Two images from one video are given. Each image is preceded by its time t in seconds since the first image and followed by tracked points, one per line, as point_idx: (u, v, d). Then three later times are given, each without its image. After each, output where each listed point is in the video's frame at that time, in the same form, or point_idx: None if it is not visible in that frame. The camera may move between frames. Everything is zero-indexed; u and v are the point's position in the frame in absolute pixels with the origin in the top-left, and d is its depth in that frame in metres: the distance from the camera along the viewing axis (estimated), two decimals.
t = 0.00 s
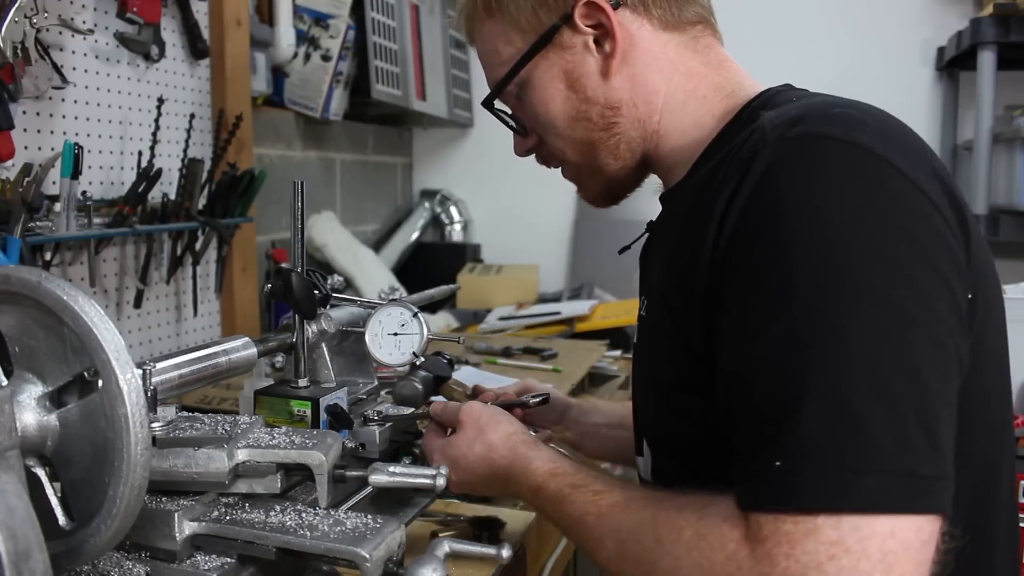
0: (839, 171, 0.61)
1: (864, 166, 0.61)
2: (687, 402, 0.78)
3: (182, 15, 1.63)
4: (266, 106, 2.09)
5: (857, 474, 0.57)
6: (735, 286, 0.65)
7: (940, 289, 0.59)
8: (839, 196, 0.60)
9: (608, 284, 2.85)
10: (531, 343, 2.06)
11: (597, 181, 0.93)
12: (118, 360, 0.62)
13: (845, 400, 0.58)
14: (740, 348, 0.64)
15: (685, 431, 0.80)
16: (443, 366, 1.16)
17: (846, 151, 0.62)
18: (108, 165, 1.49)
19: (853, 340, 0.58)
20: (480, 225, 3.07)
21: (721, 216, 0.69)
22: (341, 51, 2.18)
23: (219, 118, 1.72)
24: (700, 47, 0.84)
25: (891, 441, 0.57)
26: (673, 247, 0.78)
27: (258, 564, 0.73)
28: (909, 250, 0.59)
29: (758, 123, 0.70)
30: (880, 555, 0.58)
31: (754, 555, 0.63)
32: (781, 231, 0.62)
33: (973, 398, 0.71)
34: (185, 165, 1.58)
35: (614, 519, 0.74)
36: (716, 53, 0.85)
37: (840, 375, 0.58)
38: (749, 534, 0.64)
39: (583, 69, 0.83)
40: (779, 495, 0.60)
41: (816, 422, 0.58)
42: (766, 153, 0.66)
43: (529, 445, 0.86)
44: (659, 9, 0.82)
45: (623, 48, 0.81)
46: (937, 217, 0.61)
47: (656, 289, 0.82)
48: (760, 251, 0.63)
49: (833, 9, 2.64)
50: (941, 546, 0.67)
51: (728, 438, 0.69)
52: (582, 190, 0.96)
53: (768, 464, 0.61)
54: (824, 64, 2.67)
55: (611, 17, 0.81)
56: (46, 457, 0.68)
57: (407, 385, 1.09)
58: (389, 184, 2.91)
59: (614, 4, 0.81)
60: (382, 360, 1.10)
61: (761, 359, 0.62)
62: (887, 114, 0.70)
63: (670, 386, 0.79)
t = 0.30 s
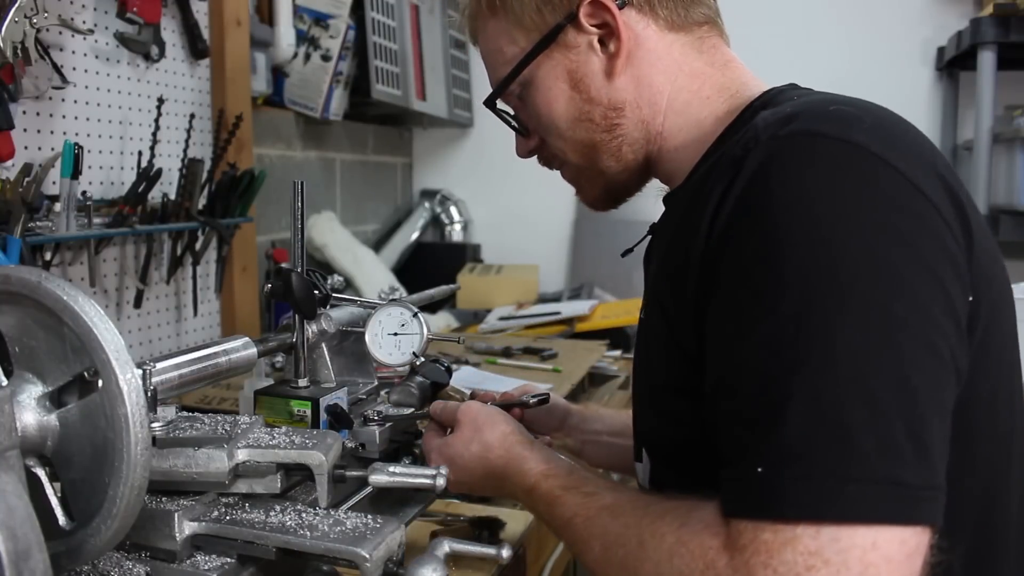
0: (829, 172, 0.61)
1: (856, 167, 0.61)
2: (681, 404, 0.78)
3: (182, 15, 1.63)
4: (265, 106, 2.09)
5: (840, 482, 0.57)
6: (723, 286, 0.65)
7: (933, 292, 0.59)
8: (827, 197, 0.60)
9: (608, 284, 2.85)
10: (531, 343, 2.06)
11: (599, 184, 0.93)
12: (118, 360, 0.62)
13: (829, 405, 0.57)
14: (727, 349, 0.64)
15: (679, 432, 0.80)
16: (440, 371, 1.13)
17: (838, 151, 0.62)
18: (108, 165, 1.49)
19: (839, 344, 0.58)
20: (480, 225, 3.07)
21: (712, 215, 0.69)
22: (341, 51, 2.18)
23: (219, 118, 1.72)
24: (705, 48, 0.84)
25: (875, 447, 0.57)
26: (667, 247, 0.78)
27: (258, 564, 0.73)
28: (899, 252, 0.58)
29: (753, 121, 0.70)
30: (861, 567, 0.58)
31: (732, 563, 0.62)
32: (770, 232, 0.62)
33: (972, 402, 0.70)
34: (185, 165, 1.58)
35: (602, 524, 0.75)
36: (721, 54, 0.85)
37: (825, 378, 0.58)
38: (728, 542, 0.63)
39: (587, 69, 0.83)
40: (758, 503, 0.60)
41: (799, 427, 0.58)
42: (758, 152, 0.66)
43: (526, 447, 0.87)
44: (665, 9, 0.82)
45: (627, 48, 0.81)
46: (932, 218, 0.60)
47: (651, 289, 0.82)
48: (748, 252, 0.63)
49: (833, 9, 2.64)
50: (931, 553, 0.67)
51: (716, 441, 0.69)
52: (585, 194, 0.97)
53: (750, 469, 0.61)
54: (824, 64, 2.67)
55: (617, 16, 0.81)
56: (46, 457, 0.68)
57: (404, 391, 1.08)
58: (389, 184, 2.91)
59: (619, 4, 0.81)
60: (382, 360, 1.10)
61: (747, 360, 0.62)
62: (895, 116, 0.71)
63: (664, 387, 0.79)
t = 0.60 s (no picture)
0: (824, 170, 0.61)
1: (851, 165, 0.61)
2: (676, 404, 0.78)
3: (182, 15, 1.63)
4: (265, 106, 2.09)
5: (829, 484, 0.57)
6: (716, 285, 0.65)
7: (927, 293, 0.58)
8: (821, 196, 0.60)
9: (609, 284, 2.85)
10: (531, 343, 2.06)
11: (596, 185, 0.93)
12: (118, 360, 0.62)
13: (820, 406, 0.57)
14: (719, 348, 0.64)
15: (675, 432, 0.80)
16: (441, 371, 1.13)
17: (833, 150, 0.62)
18: (108, 165, 1.49)
19: (831, 344, 0.57)
20: (480, 225, 3.07)
21: (706, 214, 0.69)
22: (340, 51, 2.18)
23: (219, 118, 1.72)
24: (705, 50, 0.84)
25: (866, 449, 0.57)
26: (663, 247, 0.78)
27: (258, 564, 0.73)
28: (894, 252, 0.58)
29: (749, 119, 0.70)
30: (849, 570, 0.58)
31: (720, 565, 0.63)
32: (763, 230, 0.62)
33: (969, 403, 0.70)
34: (185, 165, 1.58)
35: (594, 525, 0.75)
36: (721, 55, 0.85)
37: (816, 379, 0.58)
38: (718, 544, 0.63)
39: (585, 70, 0.83)
40: (748, 504, 0.60)
41: (789, 428, 0.58)
42: (752, 151, 0.66)
43: (524, 447, 0.87)
44: (665, 11, 0.82)
45: (626, 50, 0.81)
46: (929, 218, 0.60)
47: (646, 289, 0.82)
48: (741, 251, 0.63)
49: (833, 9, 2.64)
50: (925, 555, 0.67)
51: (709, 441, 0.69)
52: (581, 193, 0.97)
53: (740, 471, 0.61)
54: (824, 64, 2.67)
55: (616, 18, 0.81)
56: (46, 457, 0.68)
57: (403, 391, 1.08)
58: (389, 184, 2.91)
59: (618, 5, 0.81)
60: (382, 360, 1.10)
61: (738, 359, 0.62)
62: (896, 116, 0.71)
63: (659, 387, 0.79)
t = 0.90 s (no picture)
0: (817, 171, 0.61)
1: (845, 166, 0.61)
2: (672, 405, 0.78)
3: (182, 15, 1.63)
4: (265, 106, 2.09)
5: (820, 489, 0.57)
6: (710, 286, 0.65)
7: (922, 294, 0.58)
8: (813, 196, 0.60)
9: (609, 284, 2.85)
10: (530, 343, 2.06)
11: (595, 185, 0.93)
12: (118, 360, 0.62)
13: (811, 409, 0.57)
14: (711, 349, 0.64)
15: (670, 433, 0.80)
16: (439, 372, 1.14)
17: (826, 150, 0.62)
18: (108, 165, 1.49)
19: (823, 346, 0.57)
20: (480, 225, 3.07)
21: (700, 214, 0.69)
22: (340, 51, 2.19)
23: (219, 118, 1.72)
24: (704, 49, 0.84)
25: (858, 453, 0.57)
26: (658, 247, 0.78)
27: (258, 564, 0.73)
28: (887, 254, 0.58)
29: (744, 119, 0.70)
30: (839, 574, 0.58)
31: (712, 567, 0.63)
32: (756, 231, 0.62)
33: (966, 404, 0.70)
34: (185, 165, 1.58)
35: (589, 527, 0.75)
36: (720, 54, 0.85)
37: (807, 381, 0.58)
38: (710, 546, 0.64)
39: (584, 69, 0.83)
40: (740, 508, 0.60)
41: (780, 431, 0.58)
42: (746, 151, 0.66)
43: (523, 448, 0.87)
44: (663, 10, 0.82)
45: (624, 50, 0.81)
46: (923, 219, 0.60)
47: (643, 290, 0.82)
48: (733, 252, 0.63)
49: (833, 8, 2.64)
50: (919, 558, 0.67)
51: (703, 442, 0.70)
52: (579, 193, 0.97)
53: (731, 474, 0.61)
54: (825, 64, 2.67)
55: (614, 17, 0.81)
56: (46, 457, 0.68)
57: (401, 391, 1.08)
58: (389, 184, 2.91)
59: (616, 4, 0.81)
60: (382, 360, 1.10)
61: (730, 360, 0.62)
62: (895, 116, 0.70)
63: (655, 388, 0.79)
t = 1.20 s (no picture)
0: (813, 173, 0.61)
1: (841, 168, 0.61)
2: (670, 409, 0.78)
3: (182, 15, 1.63)
4: (265, 106, 2.09)
5: (814, 493, 0.57)
6: (705, 289, 0.65)
7: (917, 297, 0.58)
8: (808, 199, 0.60)
9: (609, 284, 2.85)
10: (530, 343, 2.06)
11: (594, 184, 0.93)
12: (118, 360, 0.62)
13: (806, 414, 0.57)
14: (706, 353, 0.64)
15: (667, 436, 0.80)
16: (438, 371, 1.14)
17: (822, 152, 0.62)
18: (108, 165, 1.49)
19: (818, 350, 0.57)
20: (480, 225, 3.07)
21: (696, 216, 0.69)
22: (341, 50, 2.19)
23: (219, 118, 1.72)
24: (702, 47, 0.84)
25: (852, 457, 0.57)
26: (655, 248, 0.78)
27: (258, 564, 0.73)
28: (883, 256, 0.58)
29: (740, 121, 0.70)
30: None
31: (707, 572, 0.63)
32: (751, 233, 0.62)
33: (964, 407, 0.70)
34: (184, 164, 1.58)
35: (586, 529, 0.75)
36: (717, 52, 0.85)
37: (801, 385, 0.58)
38: (705, 550, 0.64)
39: (581, 68, 0.83)
40: (735, 512, 0.60)
41: (775, 435, 0.58)
42: (741, 153, 0.66)
43: (522, 449, 0.87)
44: (661, 9, 0.82)
45: (622, 48, 0.81)
46: (919, 221, 0.60)
47: (640, 292, 0.82)
48: (729, 255, 0.63)
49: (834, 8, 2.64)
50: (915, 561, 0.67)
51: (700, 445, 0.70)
52: (578, 192, 0.97)
53: (726, 478, 0.61)
54: (825, 64, 2.67)
55: (611, 15, 0.81)
56: (46, 457, 0.68)
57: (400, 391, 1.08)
58: (389, 184, 2.91)
59: (614, 3, 0.81)
60: (382, 360, 1.10)
61: (725, 364, 0.62)
62: (893, 116, 0.70)
63: (652, 391, 0.79)
